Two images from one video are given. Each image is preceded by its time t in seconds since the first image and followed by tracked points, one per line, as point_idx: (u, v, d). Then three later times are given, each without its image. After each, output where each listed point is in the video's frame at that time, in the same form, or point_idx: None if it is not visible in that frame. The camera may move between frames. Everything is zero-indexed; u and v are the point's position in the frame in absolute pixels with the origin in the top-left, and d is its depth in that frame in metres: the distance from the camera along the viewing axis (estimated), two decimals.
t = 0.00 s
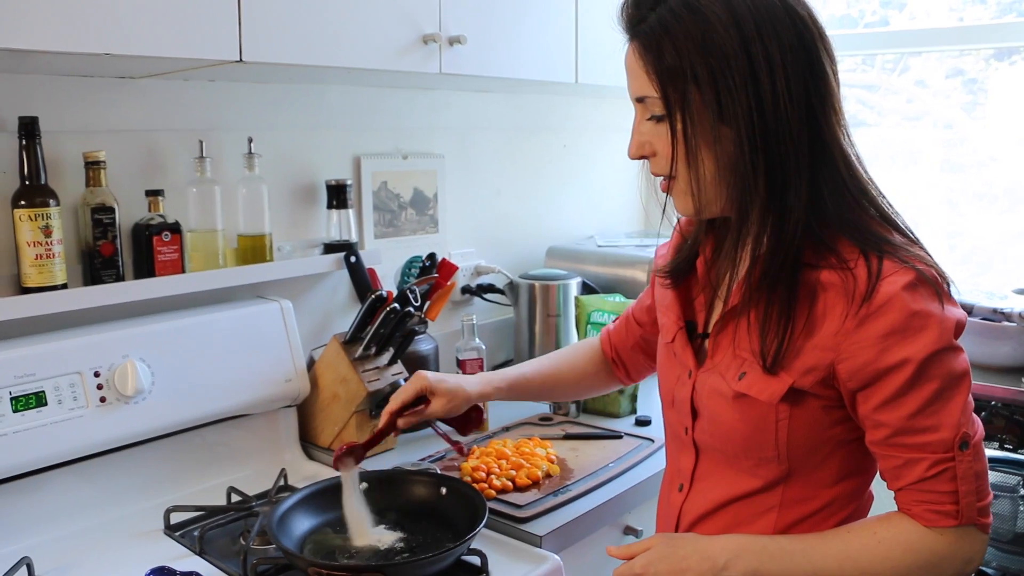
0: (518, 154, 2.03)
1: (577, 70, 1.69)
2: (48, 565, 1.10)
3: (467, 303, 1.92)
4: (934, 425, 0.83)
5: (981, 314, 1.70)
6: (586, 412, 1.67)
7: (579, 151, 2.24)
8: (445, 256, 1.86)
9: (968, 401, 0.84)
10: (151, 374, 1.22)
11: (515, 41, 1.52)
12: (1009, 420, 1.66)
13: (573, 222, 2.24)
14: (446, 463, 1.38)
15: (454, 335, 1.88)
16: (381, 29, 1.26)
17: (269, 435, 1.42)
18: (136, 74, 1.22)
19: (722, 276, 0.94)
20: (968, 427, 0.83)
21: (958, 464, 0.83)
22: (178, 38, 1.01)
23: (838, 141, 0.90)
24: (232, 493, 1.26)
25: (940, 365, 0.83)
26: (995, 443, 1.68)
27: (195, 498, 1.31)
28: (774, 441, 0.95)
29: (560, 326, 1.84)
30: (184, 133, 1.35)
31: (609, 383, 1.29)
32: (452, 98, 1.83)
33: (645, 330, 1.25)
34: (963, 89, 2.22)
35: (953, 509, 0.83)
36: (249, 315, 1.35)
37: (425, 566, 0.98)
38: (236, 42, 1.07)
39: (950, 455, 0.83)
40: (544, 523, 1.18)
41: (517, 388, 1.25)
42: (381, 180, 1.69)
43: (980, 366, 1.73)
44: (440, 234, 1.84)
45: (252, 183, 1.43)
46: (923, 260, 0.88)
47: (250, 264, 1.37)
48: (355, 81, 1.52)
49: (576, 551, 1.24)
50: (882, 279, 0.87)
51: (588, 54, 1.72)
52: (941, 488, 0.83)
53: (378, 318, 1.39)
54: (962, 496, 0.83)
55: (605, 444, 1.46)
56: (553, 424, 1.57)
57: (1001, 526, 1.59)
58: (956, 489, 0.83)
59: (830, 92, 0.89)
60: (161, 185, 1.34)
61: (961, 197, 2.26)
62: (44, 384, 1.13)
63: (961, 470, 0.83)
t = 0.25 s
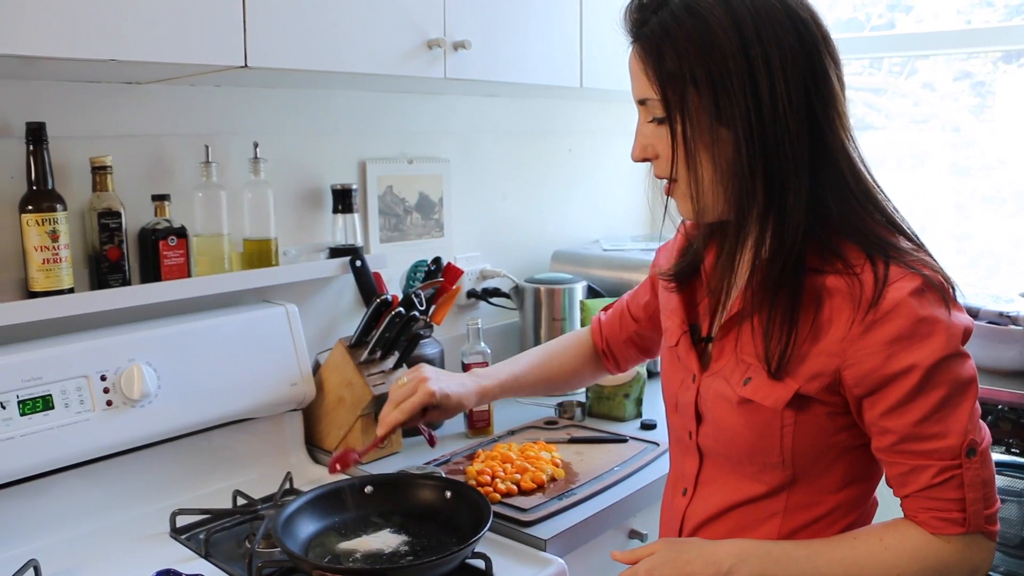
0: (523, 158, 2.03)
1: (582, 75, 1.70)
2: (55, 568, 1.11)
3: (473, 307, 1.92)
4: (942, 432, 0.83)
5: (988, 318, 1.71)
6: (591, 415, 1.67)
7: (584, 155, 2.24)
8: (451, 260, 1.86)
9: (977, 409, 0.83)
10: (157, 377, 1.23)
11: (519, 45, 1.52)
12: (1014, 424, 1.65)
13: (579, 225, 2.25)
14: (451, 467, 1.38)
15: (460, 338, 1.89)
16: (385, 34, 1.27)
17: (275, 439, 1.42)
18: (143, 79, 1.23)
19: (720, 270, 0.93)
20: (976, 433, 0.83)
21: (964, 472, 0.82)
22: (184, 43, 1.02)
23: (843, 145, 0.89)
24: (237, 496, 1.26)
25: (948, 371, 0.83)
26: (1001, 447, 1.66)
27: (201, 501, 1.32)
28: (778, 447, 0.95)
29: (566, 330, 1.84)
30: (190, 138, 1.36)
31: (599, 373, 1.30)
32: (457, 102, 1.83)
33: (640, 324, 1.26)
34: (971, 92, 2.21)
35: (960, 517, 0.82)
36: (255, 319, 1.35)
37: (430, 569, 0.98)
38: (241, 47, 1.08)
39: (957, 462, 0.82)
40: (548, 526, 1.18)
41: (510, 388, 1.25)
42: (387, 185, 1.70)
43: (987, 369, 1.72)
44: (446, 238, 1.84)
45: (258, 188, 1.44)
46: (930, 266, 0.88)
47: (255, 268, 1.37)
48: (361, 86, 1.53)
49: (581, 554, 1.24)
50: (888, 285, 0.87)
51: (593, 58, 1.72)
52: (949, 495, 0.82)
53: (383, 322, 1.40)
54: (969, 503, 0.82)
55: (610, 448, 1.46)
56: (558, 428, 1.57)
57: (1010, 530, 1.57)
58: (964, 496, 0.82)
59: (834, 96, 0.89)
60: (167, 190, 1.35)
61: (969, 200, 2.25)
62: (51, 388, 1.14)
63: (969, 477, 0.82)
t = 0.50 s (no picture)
0: (531, 159, 2.03)
1: (589, 76, 1.70)
2: (63, 565, 1.12)
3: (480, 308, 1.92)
4: (946, 440, 0.81)
5: (997, 320, 1.71)
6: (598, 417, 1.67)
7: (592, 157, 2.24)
8: (458, 261, 1.87)
9: (982, 418, 0.82)
10: (165, 377, 1.24)
11: (527, 47, 1.53)
12: None
13: (586, 227, 2.25)
14: (457, 467, 1.38)
15: (467, 340, 1.89)
16: (393, 36, 1.27)
17: (282, 439, 1.43)
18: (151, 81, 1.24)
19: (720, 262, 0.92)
20: (982, 443, 0.81)
21: (969, 481, 0.81)
22: (192, 45, 1.03)
23: (847, 149, 0.89)
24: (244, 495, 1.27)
25: (952, 378, 0.81)
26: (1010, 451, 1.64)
27: (208, 500, 1.32)
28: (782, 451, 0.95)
29: (573, 331, 1.84)
30: (199, 139, 1.37)
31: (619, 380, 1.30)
32: (465, 104, 1.84)
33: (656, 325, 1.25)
34: (983, 93, 2.20)
35: (963, 527, 0.81)
36: (263, 320, 1.36)
37: (434, 569, 0.98)
38: (249, 49, 1.09)
39: (961, 471, 0.81)
40: (553, 526, 1.18)
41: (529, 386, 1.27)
42: (395, 186, 1.70)
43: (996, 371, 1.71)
44: (453, 240, 1.85)
45: (266, 189, 1.44)
46: (936, 271, 0.87)
47: (263, 269, 1.38)
48: (369, 88, 1.53)
49: (586, 556, 1.24)
50: (892, 290, 0.86)
51: (601, 60, 1.72)
52: (952, 504, 0.81)
53: (390, 322, 1.40)
54: (973, 514, 0.81)
55: (617, 449, 1.46)
56: (565, 429, 1.57)
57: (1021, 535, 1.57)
58: (967, 506, 0.81)
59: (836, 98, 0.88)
60: (176, 190, 1.35)
61: (980, 201, 2.24)
62: (59, 387, 1.14)
63: (973, 487, 0.81)
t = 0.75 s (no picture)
0: (540, 160, 2.03)
1: (598, 78, 1.70)
2: (71, 561, 1.12)
3: (488, 308, 1.92)
4: (924, 451, 0.81)
5: (1005, 323, 1.67)
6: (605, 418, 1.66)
7: (601, 158, 2.24)
8: (467, 261, 1.87)
9: (966, 433, 0.80)
10: (173, 375, 1.24)
11: (535, 48, 1.53)
12: None
13: (595, 228, 2.25)
14: (464, 467, 1.38)
15: (474, 340, 1.89)
16: (400, 37, 1.28)
17: (289, 437, 1.43)
18: (161, 81, 1.24)
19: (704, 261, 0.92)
20: (963, 457, 0.80)
21: (946, 495, 0.80)
22: (200, 46, 1.03)
23: (837, 150, 0.86)
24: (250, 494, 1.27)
25: (933, 389, 0.80)
26: (1020, 455, 1.63)
27: (215, 498, 1.33)
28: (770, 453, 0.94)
29: (581, 332, 1.84)
30: (209, 139, 1.38)
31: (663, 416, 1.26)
32: (475, 105, 1.84)
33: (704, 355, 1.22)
34: (997, 96, 2.18)
35: (938, 541, 0.81)
36: (270, 319, 1.36)
37: (438, 569, 0.99)
38: (258, 49, 1.09)
39: (938, 484, 0.80)
40: (557, 525, 1.18)
41: (572, 388, 1.28)
42: (403, 186, 1.71)
43: (1005, 375, 1.70)
44: (462, 240, 1.85)
45: (274, 188, 1.45)
46: (927, 279, 0.84)
47: (272, 268, 1.38)
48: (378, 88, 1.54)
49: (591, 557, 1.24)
50: (876, 296, 0.84)
51: (609, 62, 1.72)
52: (928, 518, 0.81)
53: (397, 322, 1.40)
54: (948, 529, 0.81)
55: (624, 451, 1.46)
56: (571, 430, 1.57)
57: None
58: (942, 521, 0.81)
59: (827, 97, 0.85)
60: (185, 190, 1.36)
61: (993, 204, 2.22)
62: (68, 384, 1.15)
63: (950, 501, 0.80)
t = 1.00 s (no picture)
0: (543, 161, 2.04)
1: (600, 79, 1.70)
2: (74, 560, 1.13)
3: (491, 309, 1.93)
4: (844, 455, 0.76)
5: (1006, 324, 1.66)
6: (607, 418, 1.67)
7: (605, 159, 2.25)
8: (469, 262, 1.87)
9: (889, 438, 0.74)
10: (175, 376, 1.25)
11: (537, 50, 1.53)
12: None
13: (598, 229, 2.25)
14: (465, 467, 1.39)
15: (477, 340, 1.89)
16: (401, 39, 1.28)
17: (292, 437, 1.44)
18: (163, 83, 1.25)
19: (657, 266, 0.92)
20: (885, 463, 0.74)
21: (865, 500, 0.75)
22: (200, 49, 1.04)
23: (763, 141, 0.81)
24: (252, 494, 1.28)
25: (850, 391, 0.75)
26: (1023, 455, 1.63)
27: (217, 498, 1.34)
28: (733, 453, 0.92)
29: (583, 333, 1.84)
30: (211, 141, 1.38)
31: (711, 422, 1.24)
32: (478, 106, 1.84)
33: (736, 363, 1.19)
34: (1005, 95, 2.17)
35: (861, 548, 0.77)
36: (272, 320, 1.37)
37: (437, 569, 0.99)
38: (258, 52, 1.10)
39: (856, 488, 0.76)
40: (557, 527, 1.18)
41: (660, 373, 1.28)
42: (406, 187, 1.71)
43: (1008, 376, 1.70)
44: (464, 240, 1.85)
45: (277, 190, 1.46)
46: (855, 275, 0.77)
47: (274, 269, 1.39)
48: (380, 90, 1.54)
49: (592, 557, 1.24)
50: (803, 292, 0.80)
51: (612, 63, 1.72)
52: (846, 519, 0.77)
53: (398, 322, 1.40)
54: (865, 534, 0.76)
55: (624, 451, 1.46)
56: (573, 430, 1.57)
57: None
58: (861, 525, 0.76)
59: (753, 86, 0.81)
60: (188, 191, 1.37)
61: (1001, 204, 2.21)
62: (71, 385, 1.16)
63: (866, 507, 0.75)
